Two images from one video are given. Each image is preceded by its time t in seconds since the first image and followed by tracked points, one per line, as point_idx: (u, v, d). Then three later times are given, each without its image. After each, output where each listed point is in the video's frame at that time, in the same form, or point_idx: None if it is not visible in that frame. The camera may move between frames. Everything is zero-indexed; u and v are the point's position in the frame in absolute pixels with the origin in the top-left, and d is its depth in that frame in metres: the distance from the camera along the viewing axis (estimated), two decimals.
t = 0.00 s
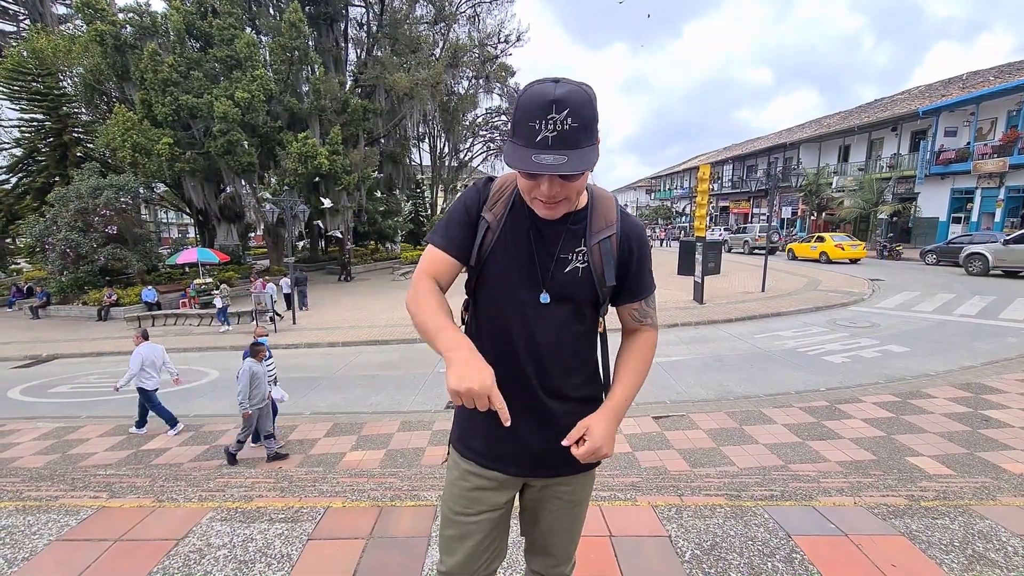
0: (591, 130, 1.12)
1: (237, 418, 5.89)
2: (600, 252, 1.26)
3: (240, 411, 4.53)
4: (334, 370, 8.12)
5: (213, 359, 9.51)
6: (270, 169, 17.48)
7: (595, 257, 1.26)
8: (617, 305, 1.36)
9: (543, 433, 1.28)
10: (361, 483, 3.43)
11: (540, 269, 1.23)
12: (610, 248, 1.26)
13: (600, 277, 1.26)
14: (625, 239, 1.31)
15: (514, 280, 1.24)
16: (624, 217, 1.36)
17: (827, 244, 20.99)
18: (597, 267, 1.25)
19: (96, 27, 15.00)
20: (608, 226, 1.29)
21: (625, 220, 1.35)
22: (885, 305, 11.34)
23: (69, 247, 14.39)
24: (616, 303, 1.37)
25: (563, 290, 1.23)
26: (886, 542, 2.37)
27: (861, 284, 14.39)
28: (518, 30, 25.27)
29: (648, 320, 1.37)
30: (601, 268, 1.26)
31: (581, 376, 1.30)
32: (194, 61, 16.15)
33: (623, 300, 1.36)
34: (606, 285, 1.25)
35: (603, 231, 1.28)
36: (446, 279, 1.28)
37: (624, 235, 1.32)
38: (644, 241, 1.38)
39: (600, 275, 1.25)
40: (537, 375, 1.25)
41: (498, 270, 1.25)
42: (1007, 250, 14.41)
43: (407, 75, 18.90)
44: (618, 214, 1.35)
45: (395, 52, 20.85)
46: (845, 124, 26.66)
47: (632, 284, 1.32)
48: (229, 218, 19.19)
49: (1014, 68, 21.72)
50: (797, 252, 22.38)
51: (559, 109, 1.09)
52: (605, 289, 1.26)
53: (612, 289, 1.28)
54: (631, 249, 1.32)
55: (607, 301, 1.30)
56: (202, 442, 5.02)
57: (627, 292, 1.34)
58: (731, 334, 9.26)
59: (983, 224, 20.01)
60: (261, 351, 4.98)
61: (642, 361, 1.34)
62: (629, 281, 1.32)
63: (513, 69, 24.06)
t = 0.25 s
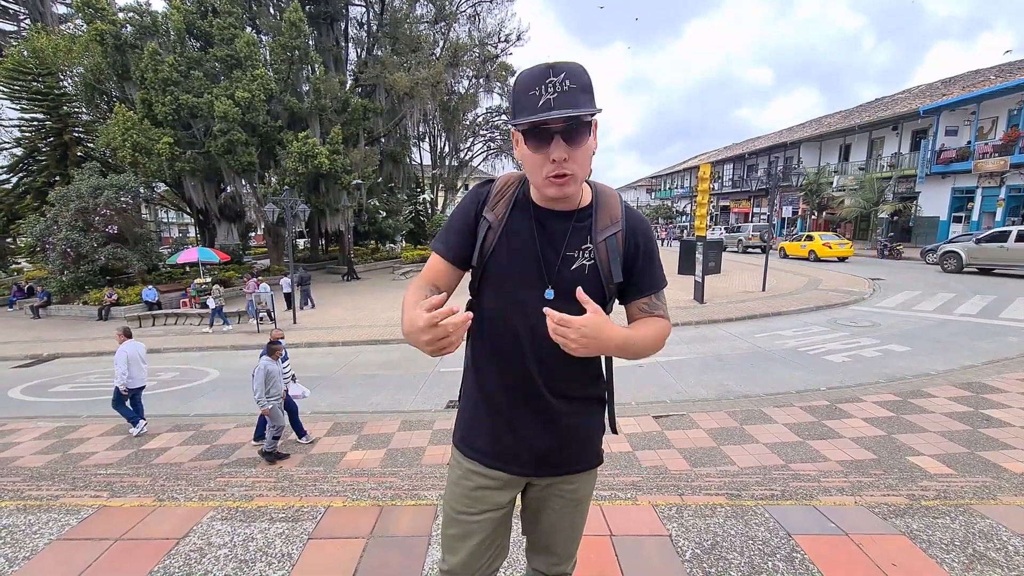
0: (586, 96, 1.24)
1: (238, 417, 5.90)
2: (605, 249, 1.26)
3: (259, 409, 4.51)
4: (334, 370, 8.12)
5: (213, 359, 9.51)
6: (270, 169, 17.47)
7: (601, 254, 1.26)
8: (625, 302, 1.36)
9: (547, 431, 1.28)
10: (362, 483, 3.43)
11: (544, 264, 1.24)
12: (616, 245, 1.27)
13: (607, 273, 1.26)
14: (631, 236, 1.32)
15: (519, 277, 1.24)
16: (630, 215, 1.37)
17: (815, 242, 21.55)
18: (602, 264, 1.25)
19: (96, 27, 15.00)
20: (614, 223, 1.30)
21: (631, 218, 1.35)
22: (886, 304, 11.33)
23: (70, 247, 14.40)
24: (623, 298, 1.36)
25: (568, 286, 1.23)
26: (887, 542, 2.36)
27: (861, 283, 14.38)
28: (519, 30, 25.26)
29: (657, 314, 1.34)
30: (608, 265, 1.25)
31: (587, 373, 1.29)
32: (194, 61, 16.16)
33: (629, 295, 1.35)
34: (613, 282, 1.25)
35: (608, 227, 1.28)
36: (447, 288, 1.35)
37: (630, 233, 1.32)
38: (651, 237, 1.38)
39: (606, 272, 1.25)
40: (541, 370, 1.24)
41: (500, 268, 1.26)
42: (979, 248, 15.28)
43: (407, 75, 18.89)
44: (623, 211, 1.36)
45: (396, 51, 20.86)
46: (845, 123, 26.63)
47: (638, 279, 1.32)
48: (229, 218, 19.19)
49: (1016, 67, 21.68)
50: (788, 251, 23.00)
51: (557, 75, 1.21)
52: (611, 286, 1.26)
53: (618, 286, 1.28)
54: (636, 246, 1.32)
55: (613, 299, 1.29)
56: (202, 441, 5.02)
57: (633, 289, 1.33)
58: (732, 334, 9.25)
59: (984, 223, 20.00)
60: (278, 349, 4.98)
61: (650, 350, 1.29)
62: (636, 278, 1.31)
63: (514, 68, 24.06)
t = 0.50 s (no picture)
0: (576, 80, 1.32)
1: (238, 417, 5.90)
2: (597, 245, 1.25)
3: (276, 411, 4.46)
4: (334, 369, 8.12)
5: (214, 358, 9.52)
6: (270, 169, 17.47)
7: (592, 250, 1.24)
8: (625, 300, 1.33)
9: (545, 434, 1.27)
10: (362, 482, 3.43)
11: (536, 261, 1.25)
12: (606, 240, 1.25)
13: (599, 270, 1.24)
14: (623, 230, 1.29)
15: (511, 276, 1.26)
16: (624, 211, 1.35)
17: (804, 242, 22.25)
18: (593, 261, 1.24)
19: (97, 26, 15.04)
20: (605, 218, 1.29)
21: (626, 214, 1.34)
22: (886, 303, 11.33)
23: (70, 247, 14.39)
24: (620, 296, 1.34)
25: (561, 284, 1.22)
26: (888, 542, 2.36)
27: (861, 283, 14.37)
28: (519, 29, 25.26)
29: (657, 311, 1.28)
30: (599, 261, 1.24)
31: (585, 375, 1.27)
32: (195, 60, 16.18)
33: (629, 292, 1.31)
34: (605, 277, 1.23)
35: (599, 222, 1.28)
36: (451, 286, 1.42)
37: (622, 228, 1.30)
38: (648, 232, 1.34)
39: (597, 267, 1.23)
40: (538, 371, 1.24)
41: (493, 266, 1.29)
42: (953, 247, 16.25)
43: (408, 74, 18.90)
44: (619, 207, 1.36)
45: (396, 51, 20.88)
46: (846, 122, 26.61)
47: (638, 275, 1.27)
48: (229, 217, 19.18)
49: (1016, 67, 21.66)
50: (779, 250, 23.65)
51: (545, 60, 1.30)
52: (604, 281, 1.23)
53: (612, 282, 1.26)
54: (630, 240, 1.29)
55: (609, 295, 1.27)
56: (202, 441, 5.01)
57: (630, 283, 1.28)
58: (732, 333, 9.24)
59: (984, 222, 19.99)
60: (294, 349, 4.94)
61: (650, 353, 1.24)
62: (630, 272, 1.27)
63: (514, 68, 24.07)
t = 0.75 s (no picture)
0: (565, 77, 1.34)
1: (239, 416, 5.90)
2: (597, 239, 1.25)
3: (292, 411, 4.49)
4: (335, 369, 8.12)
5: (214, 358, 9.53)
6: (271, 168, 17.46)
7: (592, 245, 1.24)
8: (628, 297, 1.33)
9: (545, 433, 1.27)
10: (363, 482, 3.43)
11: (535, 258, 1.25)
12: (607, 234, 1.25)
13: (600, 264, 1.23)
14: (622, 225, 1.29)
15: (511, 273, 1.27)
16: (624, 206, 1.35)
17: (793, 240, 23.00)
18: (593, 256, 1.23)
19: (98, 26, 15.07)
20: (604, 213, 1.29)
21: (625, 210, 1.33)
22: (887, 303, 11.33)
23: (70, 246, 14.39)
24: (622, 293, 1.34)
25: (559, 279, 1.22)
26: (888, 541, 2.36)
27: (862, 282, 14.37)
28: (519, 29, 25.25)
29: (655, 312, 1.31)
30: (600, 256, 1.24)
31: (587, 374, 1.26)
32: (195, 60, 16.17)
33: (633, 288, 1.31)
34: (606, 272, 1.23)
35: (598, 216, 1.28)
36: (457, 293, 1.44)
37: (622, 222, 1.30)
38: (649, 228, 1.34)
39: (598, 262, 1.23)
40: (538, 370, 1.23)
41: (492, 265, 1.30)
42: (929, 245, 16.78)
43: (408, 73, 18.89)
44: (619, 203, 1.36)
45: (396, 51, 20.89)
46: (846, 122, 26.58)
47: (637, 271, 1.27)
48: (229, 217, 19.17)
49: (1017, 66, 21.64)
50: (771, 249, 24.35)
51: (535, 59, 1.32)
52: (605, 276, 1.23)
53: (613, 278, 1.26)
54: (631, 235, 1.29)
55: (611, 291, 1.26)
56: (203, 440, 5.01)
57: (630, 280, 1.28)
58: (732, 333, 9.23)
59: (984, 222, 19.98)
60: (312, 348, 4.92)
61: (647, 351, 1.26)
62: (632, 267, 1.28)
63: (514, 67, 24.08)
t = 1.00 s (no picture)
0: (564, 77, 1.31)
1: (239, 416, 5.90)
2: (597, 238, 1.25)
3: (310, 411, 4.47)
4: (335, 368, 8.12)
5: (215, 357, 9.54)
6: (271, 167, 17.44)
7: (592, 243, 1.25)
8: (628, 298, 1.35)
9: (545, 434, 1.27)
10: (363, 481, 3.43)
11: (534, 257, 1.25)
12: (607, 233, 1.25)
13: (600, 262, 1.24)
14: (621, 225, 1.29)
15: (511, 273, 1.26)
16: (623, 205, 1.36)
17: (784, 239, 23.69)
18: (593, 256, 1.23)
19: (97, 26, 15.06)
20: (604, 212, 1.29)
21: (624, 209, 1.34)
22: (887, 302, 11.32)
23: (70, 246, 14.39)
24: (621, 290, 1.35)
25: (559, 278, 1.22)
26: (888, 540, 2.36)
27: (862, 281, 14.35)
28: (519, 27, 25.22)
29: (655, 310, 1.30)
30: (600, 254, 1.24)
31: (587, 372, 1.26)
32: (195, 59, 16.15)
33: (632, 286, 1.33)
34: (606, 270, 1.23)
35: (598, 216, 1.28)
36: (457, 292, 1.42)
37: (623, 221, 1.30)
38: (647, 229, 1.35)
39: (598, 261, 1.23)
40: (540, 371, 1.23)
41: (491, 264, 1.29)
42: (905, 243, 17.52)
43: (408, 73, 18.87)
44: (618, 203, 1.36)
45: (396, 50, 20.87)
46: (847, 120, 26.54)
47: (636, 270, 1.28)
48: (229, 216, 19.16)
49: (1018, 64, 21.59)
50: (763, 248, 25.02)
51: (533, 60, 1.30)
52: (605, 275, 1.23)
53: (613, 276, 1.26)
54: (630, 236, 1.29)
55: (610, 289, 1.26)
56: (203, 440, 5.02)
57: (629, 279, 1.28)
58: (733, 332, 9.23)
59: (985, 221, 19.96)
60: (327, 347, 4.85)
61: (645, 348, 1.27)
62: (634, 267, 1.28)
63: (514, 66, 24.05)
